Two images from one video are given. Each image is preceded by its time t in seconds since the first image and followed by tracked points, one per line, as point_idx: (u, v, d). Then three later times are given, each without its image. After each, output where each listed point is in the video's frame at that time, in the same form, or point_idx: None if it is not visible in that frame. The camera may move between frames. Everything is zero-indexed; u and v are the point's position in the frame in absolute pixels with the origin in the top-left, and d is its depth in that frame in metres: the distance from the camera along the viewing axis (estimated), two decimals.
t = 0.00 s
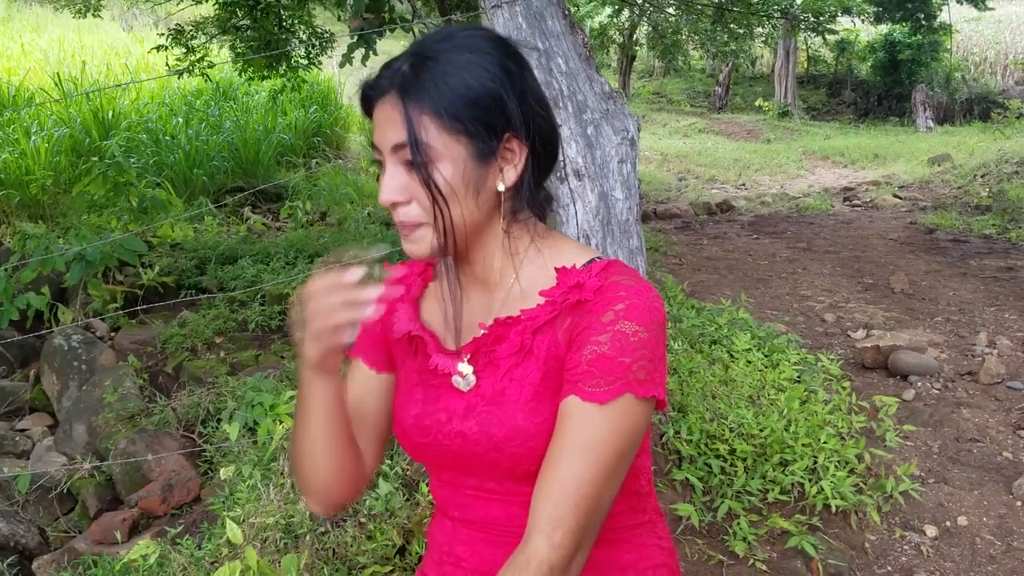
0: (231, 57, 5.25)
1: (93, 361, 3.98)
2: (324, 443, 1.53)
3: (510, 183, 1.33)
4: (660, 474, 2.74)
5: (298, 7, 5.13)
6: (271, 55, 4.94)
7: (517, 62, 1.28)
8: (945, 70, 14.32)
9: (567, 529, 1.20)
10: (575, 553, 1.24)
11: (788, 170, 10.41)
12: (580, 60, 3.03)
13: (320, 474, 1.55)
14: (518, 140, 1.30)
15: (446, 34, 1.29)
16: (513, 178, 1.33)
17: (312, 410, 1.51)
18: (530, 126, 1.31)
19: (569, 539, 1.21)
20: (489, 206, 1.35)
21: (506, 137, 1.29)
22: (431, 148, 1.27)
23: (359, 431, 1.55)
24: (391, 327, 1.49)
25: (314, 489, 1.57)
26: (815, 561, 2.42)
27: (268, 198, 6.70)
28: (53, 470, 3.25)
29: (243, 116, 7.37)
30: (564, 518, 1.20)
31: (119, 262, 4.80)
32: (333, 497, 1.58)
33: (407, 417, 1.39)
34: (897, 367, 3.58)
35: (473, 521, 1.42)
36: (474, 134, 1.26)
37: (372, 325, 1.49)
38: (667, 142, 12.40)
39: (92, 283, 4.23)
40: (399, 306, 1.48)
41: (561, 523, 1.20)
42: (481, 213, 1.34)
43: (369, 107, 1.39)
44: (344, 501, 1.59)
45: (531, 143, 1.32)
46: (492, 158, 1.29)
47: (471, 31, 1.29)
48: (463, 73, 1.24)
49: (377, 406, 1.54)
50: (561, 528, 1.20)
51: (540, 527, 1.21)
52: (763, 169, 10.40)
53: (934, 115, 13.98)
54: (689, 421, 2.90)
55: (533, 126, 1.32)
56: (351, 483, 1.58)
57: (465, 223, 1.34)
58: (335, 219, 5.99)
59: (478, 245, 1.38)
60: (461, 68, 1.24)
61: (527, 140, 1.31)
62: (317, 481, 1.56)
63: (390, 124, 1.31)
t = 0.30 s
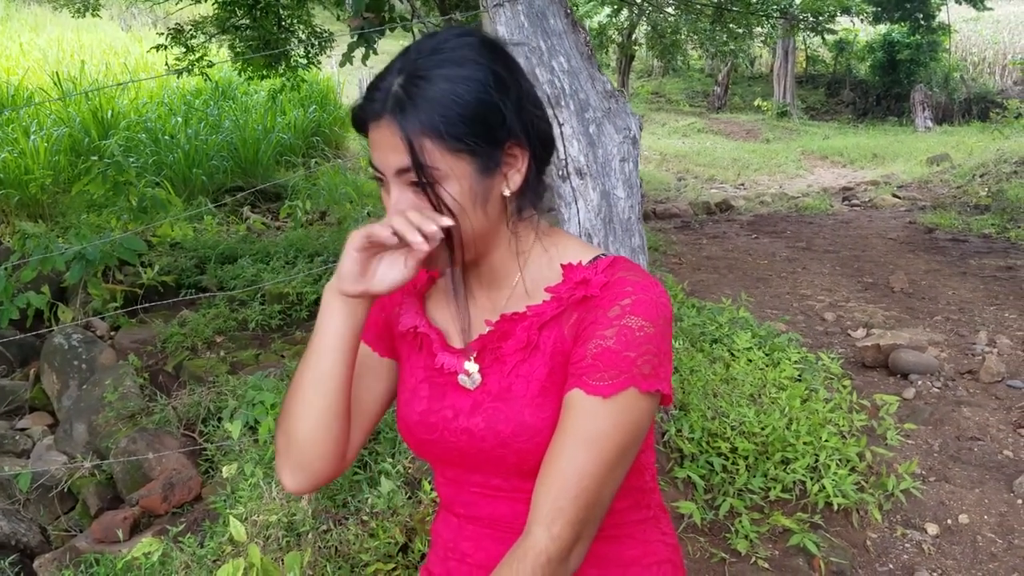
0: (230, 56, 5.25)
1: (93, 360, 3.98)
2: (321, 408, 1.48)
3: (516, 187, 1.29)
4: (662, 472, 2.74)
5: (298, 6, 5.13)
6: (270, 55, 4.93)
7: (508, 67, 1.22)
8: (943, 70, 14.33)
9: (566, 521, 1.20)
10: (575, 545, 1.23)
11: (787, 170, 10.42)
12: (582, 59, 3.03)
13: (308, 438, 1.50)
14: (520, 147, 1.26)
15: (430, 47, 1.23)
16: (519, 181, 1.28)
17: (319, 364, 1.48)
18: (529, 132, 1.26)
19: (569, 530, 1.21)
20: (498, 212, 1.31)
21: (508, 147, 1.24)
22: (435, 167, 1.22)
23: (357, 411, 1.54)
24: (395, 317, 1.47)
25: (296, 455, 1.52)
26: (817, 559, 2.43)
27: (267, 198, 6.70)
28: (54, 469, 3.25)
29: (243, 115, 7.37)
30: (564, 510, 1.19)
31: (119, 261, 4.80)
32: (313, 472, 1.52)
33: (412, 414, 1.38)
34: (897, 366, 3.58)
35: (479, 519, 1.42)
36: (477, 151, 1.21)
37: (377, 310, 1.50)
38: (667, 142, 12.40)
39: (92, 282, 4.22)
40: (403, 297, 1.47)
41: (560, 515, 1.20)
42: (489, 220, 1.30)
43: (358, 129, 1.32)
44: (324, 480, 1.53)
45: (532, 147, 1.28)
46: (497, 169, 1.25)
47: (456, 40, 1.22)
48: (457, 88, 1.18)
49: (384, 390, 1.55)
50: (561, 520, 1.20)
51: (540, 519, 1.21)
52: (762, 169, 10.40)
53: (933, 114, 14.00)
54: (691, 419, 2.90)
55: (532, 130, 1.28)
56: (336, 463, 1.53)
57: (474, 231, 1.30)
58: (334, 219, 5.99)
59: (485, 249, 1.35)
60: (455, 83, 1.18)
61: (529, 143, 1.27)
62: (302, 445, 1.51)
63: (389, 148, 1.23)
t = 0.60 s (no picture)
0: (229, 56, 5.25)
1: (93, 360, 3.97)
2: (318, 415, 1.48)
3: (516, 190, 1.27)
4: (663, 473, 2.74)
5: (298, 6, 5.13)
6: (270, 55, 4.93)
7: (505, 72, 1.19)
8: (942, 70, 14.34)
9: (566, 523, 1.20)
10: (575, 547, 1.23)
11: (786, 170, 10.41)
12: (582, 59, 3.03)
13: (305, 445, 1.49)
14: (520, 151, 1.23)
15: (424, 53, 1.20)
16: (519, 183, 1.26)
17: (314, 371, 1.47)
18: (529, 136, 1.24)
19: (568, 532, 1.21)
20: (500, 216, 1.28)
21: (507, 152, 1.22)
22: (433, 177, 1.20)
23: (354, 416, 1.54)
24: (395, 322, 1.46)
25: (294, 461, 1.52)
26: (818, 559, 2.43)
27: (266, 198, 6.69)
28: (53, 470, 3.25)
29: (242, 115, 7.37)
30: (564, 511, 1.20)
31: (118, 262, 4.80)
32: (312, 479, 1.52)
33: (412, 416, 1.38)
34: (897, 366, 3.58)
35: (479, 520, 1.42)
36: (476, 159, 1.19)
37: (374, 314, 1.48)
38: (666, 143, 12.40)
39: (91, 282, 4.22)
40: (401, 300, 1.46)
41: (560, 517, 1.20)
42: (491, 225, 1.28)
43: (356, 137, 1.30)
44: (323, 486, 1.53)
45: (532, 151, 1.25)
46: (497, 175, 1.22)
47: (451, 44, 1.19)
48: (453, 97, 1.15)
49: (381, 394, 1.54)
50: (560, 522, 1.20)
51: (539, 521, 1.21)
52: (762, 169, 10.40)
53: (931, 115, 14.01)
54: (691, 419, 2.90)
55: (532, 134, 1.25)
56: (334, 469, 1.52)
57: (475, 237, 1.28)
58: (333, 219, 5.98)
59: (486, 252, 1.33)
60: (451, 92, 1.15)
61: (529, 147, 1.25)
62: (300, 451, 1.50)
63: (386, 159, 1.21)
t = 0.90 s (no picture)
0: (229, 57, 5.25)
1: (93, 361, 3.97)
2: (324, 431, 1.48)
3: (513, 201, 1.26)
4: (662, 475, 2.75)
5: (298, 7, 5.13)
6: (270, 56, 4.93)
7: (503, 84, 1.18)
8: (942, 70, 14.34)
9: (565, 527, 1.20)
10: (574, 550, 1.24)
11: (786, 170, 10.41)
12: (582, 61, 3.02)
13: (312, 462, 1.50)
14: (517, 163, 1.22)
15: (422, 64, 1.19)
16: (516, 194, 1.26)
17: (317, 388, 1.47)
18: (527, 147, 1.23)
19: (567, 536, 1.21)
20: (498, 225, 1.28)
21: (504, 164, 1.21)
22: (429, 192, 1.19)
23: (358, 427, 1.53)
24: (394, 331, 1.46)
25: (303, 478, 1.52)
26: (818, 561, 2.43)
27: (266, 199, 6.69)
28: (53, 471, 3.25)
29: (242, 116, 7.38)
30: (562, 516, 1.20)
31: (118, 262, 4.80)
32: (323, 494, 1.52)
33: (411, 421, 1.38)
34: (897, 368, 3.58)
35: (478, 524, 1.42)
36: (472, 174, 1.18)
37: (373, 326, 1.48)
38: (666, 143, 12.40)
39: (91, 283, 4.22)
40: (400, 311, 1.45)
41: (559, 521, 1.20)
42: (488, 235, 1.27)
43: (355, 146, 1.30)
44: (335, 501, 1.54)
45: (531, 162, 1.24)
46: (494, 187, 1.22)
47: (449, 56, 1.18)
48: (448, 112, 1.14)
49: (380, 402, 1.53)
50: (559, 526, 1.20)
51: (538, 525, 1.21)
52: (762, 169, 10.40)
53: (931, 115, 14.01)
54: (691, 421, 2.90)
55: (531, 144, 1.24)
56: (344, 483, 1.53)
57: (471, 247, 1.28)
58: (333, 219, 5.98)
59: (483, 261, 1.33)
60: (447, 106, 1.14)
61: (528, 158, 1.24)
62: (308, 468, 1.51)
63: (382, 173, 1.21)
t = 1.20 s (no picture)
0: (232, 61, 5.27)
1: (95, 365, 3.98)
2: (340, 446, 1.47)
3: (517, 210, 1.27)
4: (664, 480, 2.75)
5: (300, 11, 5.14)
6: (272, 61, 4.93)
7: (505, 96, 1.18)
8: (943, 74, 14.36)
9: (565, 535, 1.21)
10: (574, 558, 1.24)
11: (787, 174, 10.41)
12: (584, 67, 3.02)
13: (328, 476, 1.49)
14: (519, 173, 1.23)
15: (425, 77, 1.19)
16: (519, 203, 1.27)
17: (333, 402, 1.45)
18: (529, 157, 1.23)
19: (568, 544, 1.22)
20: (501, 234, 1.29)
21: (507, 174, 1.21)
22: (434, 205, 1.20)
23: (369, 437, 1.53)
24: (398, 340, 1.46)
25: (317, 492, 1.51)
26: (819, 566, 2.43)
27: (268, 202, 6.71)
28: (54, 475, 3.26)
29: (244, 119, 7.39)
30: (563, 525, 1.20)
31: (120, 266, 4.81)
32: (337, 506, 1.52)
33: (414, 430, 1.39)
34: (898, 372, 3.58)
35: (480, 532, 1.43)
36: (476, 186, 1.19)
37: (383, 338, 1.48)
38: (667, 147, 12.41)
39: (93, 287, 4.23)
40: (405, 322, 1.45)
41: (560, 530, 1.20)
42: (492, 245, 1.28)
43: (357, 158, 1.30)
44: (348, 511, 1.53)
45: (532, 171, 1.25)
46: (498, 198, 1.22)
47: (451, 69, 1.19)
48: (452, 125, 1.15)
49: (390, 410, 1.53)
50: (560, 535, 1.21)
51: (539, 533, 1.22)
52: (763, 173, 10.40)
53: (933, 118, 14.02)
54: (693, 426, 2.91)
55: (532, 154, 1.25)
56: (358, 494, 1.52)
57: (476, 259, 1.28)
58: (335, 224, 5.98)
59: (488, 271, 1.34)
60: (450, 120, 1.15)
61: (530, 167, 1.25)
62: (322, 482, 1.50)
63: (387, 186, 1.22)
